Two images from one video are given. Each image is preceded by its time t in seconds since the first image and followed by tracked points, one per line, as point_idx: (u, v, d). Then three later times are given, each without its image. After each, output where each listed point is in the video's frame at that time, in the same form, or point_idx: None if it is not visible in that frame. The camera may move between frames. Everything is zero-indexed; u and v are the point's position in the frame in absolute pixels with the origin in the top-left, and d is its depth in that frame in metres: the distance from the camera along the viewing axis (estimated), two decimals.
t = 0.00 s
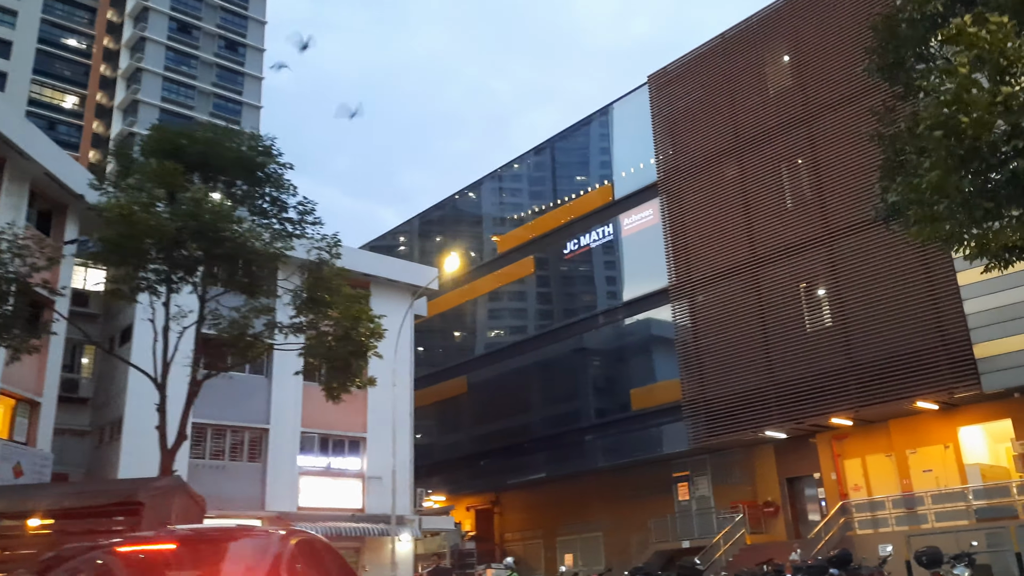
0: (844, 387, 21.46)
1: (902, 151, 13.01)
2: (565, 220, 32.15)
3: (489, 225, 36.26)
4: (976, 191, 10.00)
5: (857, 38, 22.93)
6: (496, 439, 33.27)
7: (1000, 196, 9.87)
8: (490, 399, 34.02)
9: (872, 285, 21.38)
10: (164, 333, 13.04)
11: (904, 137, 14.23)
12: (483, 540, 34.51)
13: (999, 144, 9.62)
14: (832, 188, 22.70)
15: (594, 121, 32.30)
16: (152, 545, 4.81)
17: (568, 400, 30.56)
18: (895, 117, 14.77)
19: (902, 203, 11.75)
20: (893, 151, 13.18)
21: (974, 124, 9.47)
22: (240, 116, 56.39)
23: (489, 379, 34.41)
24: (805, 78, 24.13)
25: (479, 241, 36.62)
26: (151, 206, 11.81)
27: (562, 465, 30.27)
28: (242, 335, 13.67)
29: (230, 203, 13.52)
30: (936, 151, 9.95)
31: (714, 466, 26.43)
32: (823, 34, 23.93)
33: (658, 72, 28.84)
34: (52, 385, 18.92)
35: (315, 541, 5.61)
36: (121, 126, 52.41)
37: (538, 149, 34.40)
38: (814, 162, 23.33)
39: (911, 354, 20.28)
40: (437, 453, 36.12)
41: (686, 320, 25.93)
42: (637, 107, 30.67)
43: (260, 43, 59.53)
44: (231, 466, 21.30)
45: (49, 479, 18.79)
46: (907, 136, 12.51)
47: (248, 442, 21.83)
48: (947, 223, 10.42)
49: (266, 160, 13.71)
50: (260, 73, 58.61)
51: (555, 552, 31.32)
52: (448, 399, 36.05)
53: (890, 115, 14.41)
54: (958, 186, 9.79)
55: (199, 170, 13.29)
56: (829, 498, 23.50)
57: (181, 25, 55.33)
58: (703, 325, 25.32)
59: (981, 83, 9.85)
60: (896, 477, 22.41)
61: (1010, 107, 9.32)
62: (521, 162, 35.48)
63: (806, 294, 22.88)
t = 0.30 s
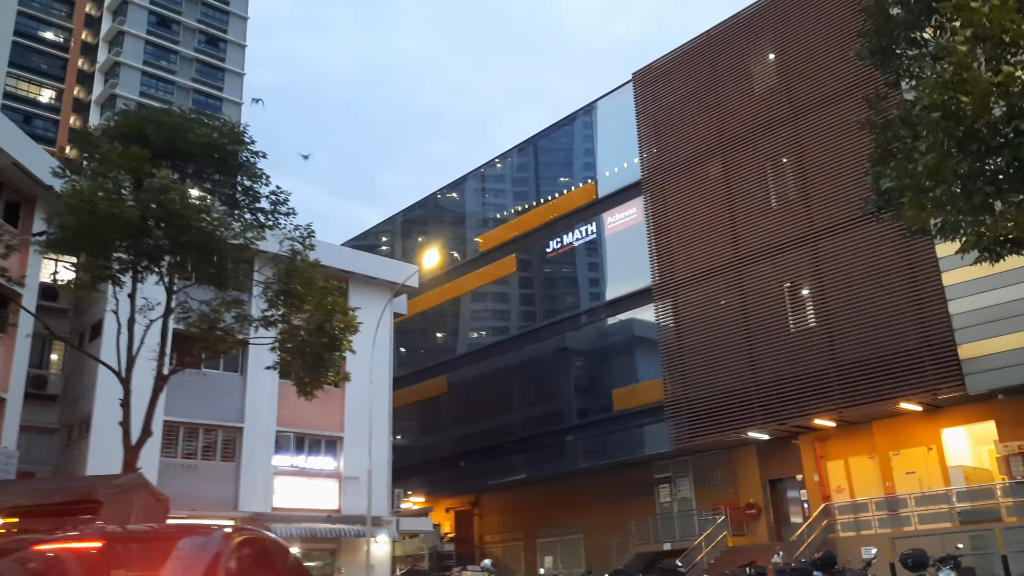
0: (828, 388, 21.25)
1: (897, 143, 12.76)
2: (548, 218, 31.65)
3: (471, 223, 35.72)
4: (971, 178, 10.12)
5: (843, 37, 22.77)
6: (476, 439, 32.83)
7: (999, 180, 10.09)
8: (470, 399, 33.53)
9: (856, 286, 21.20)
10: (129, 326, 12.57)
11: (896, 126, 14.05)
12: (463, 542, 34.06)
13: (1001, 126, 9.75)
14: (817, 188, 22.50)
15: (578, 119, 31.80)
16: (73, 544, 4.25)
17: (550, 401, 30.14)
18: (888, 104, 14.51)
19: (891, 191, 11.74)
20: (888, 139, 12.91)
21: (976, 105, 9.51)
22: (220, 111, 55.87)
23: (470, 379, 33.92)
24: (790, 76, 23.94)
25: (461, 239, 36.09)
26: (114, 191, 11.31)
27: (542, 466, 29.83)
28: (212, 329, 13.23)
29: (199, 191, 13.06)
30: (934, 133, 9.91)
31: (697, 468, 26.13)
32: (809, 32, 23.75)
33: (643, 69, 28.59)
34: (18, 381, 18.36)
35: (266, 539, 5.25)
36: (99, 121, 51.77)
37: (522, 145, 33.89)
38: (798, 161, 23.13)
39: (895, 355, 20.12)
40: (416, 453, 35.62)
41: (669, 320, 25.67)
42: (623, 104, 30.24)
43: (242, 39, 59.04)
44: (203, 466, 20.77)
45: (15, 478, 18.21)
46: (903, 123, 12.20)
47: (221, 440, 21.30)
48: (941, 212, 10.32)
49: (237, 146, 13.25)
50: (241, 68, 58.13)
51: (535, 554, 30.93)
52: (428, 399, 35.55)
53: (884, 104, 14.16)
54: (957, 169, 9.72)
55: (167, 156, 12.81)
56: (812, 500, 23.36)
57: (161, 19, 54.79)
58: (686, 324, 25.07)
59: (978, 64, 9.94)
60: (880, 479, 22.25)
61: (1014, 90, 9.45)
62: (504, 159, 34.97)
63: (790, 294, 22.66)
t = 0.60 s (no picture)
0: (813, 389, 20.99)
1: (889, 132, 12.49)
2: (532, 216, 31.19)
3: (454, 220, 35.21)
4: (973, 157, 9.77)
5: (831, 34, 22.58)
6: (457, 440, 32.35)
7: (1001, 161, 9.72)
8: (452, 399, 33.04)
9: (842, 284, 20.98)
10: (94, 317, 12.13)
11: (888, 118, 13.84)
12: (443, 544, 33.59)
13: (1004, 103, 9.37)
14: (803, 186, 22.27)
15: (563, 116, 31.37)
16: None
17: (532, 401, 29.73)
18: (880, 92, 14.25)
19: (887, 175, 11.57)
20: (881, 128, 12.64)
21: (976, 82, 9.25)
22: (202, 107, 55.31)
23: (451, 379, 33.43)
24: (776, 74, 23.72)
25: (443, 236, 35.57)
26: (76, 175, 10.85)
27: (524, 467, 29.39)
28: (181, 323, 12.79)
29: (168, 178, 12.64)
30: (934, 111, 9.75)
31: (679, 469, 25.83)
32: (796, 29, 23.54)
33: (629, 66, 28.31)
34: None
35: (209, 541, 5.11)
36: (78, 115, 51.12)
37: (506, 141, 33.41)
38: (784, 159, 22.90)
39: (880, 355, 19.90)
40: (396, 453, 35.11)
41: (652, 319, 25.37)
42: (608, 101, 29.83)
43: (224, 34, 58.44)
44: (175, 464, 20.25)
45: None
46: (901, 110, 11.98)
47: (194, 438, 20.80)
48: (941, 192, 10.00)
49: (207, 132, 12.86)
50: (223, 64, 57.65)
51: (516, 556, 30.54)
52: (408, 399, 35.04)
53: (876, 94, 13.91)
54: (957, 148, 9.47)
55: (134, 141, 12.37)
56: (795, 502, 23.07)
57: (142, 13, 54.21)
58: (670, 324, 24.78)
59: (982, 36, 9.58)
60: (863, 480, 22.03)
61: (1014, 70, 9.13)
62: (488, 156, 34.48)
63: (775, 293, 22.42)
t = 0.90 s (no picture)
0: (799, 388, 20.75)
1: (886, 117, 12.19)
2: (517, 212, 30.76)
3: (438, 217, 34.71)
4: (974, 137, 9.55)
5: (821, 31, 22.36)
6: (439, 439, 31.89)
7: (1008, 140, 9.47)
8: (434, 398, 32.58)
9: (829, 283, 20.74)
10: (59, 307, 11.68)
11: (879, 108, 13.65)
12: (424, 545, 33.15)
13: (1011, 80, 9.14)
14: (791, 184, 22.03)
15: (549, 112, 30.94)
16: None
17: (516, 400, 29.32)
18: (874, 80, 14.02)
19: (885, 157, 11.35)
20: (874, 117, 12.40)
21: (982, 53, 9.09)
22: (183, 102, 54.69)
23: (433, 378, 32.97)
24: (764, 70, 23.50)
25: (426, 233, 35.06)
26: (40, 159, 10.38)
27: (507, 467, 28.98)
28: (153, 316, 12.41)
29: (137, 164, 12.24)
30: (936, 89, 9.57)
31: (664, 470, 25.54)
32: (783, 26, 23.35)
33: (615, 61, 28.05)
34: None
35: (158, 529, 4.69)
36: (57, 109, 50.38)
37: (492, 137, 32.95)
38: (771, 156, 22.67)
39: (867, 355, 19.66)
40: (377, 453, 34.59)
41: (637, 318, 25.08)
42: (595, 97, 29.46)
43: (206, 28, 57.83)
44: (148, 462, 19.76)
45: None
46: (900, 98, 11.76)
47: (169, 435, 20.32)
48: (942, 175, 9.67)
49: (177, 116, 12.45)
50: (206, 59, 57.09)
51: (499, 557, 30.14)
52: (390, 397, 34.53)
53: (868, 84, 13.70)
54: (963, 125, 9.31)
55: (100, 126, 11.92)
56: (780, 502, 22.84)
57: (123, 6, 53.53)
58: (655, 323, 24.51)
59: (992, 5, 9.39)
60: (849, 481, 21.82)
61: (1015, 49, 8.86)
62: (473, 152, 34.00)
63: (762, 292, 22.18)
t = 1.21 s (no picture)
0: (786, 387, 20.48)
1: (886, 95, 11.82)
2: (501, 209, 30.36)
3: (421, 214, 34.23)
4: (983, 110, 9.41)
5: (811, 27, 22.13)
6: (421, 439, 31.44)
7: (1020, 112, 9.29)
8: (416, 397, 32.11)
9: (817, 280, 20.48)
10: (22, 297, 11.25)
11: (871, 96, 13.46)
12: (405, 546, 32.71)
13: None
14: (779, 180, 21.77)
15: (535, 108, 30.55)
16: None
17: (499, 399, 28.93)
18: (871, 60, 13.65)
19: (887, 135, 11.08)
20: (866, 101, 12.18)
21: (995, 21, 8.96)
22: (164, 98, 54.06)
23: (415, 376, 32.51)
24: (752, 65, 23.26)
25: (409, 230, 34.58)
26: None
27: (489, 467, 28.59)
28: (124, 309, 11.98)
29: (104, 148, 11.84)
30: (941, 61, 9.51)
31: (649, 469, 25.23)
32: (772, 21, 23.13)
33: (601, 55, 27.77)
34: None
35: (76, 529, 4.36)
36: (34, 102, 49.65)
37: (476, 133, 32.51)
38: (759, 151, 22.41)
39: (855, 353, 19.40)
40: (358, 453, 34.11)
41: (623, 316, 24.77)
42: (581, 93, 29.09)
43: (188, 23, 57.30)
44: (121, 460, 19.24)
45: None
46: (895, 83, 11.50)
47: (143, 433, 19.81)
48: (952, 149, 9.38)
49: (145, 99, 12.04)
50: (187, 54, 56.49)
51: (481, 558, 29.76)
52: (372, 396, 34.05)
53: (862, 72, 13.45)
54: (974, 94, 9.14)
55: (64, 108, 11.50)
56: (766, 502, 22.59)
57: None
58: (640, 320, 24.20)
59: None
60: (836, 481, 21.56)
61: None
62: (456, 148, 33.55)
63: (749, 289, 21.90)
